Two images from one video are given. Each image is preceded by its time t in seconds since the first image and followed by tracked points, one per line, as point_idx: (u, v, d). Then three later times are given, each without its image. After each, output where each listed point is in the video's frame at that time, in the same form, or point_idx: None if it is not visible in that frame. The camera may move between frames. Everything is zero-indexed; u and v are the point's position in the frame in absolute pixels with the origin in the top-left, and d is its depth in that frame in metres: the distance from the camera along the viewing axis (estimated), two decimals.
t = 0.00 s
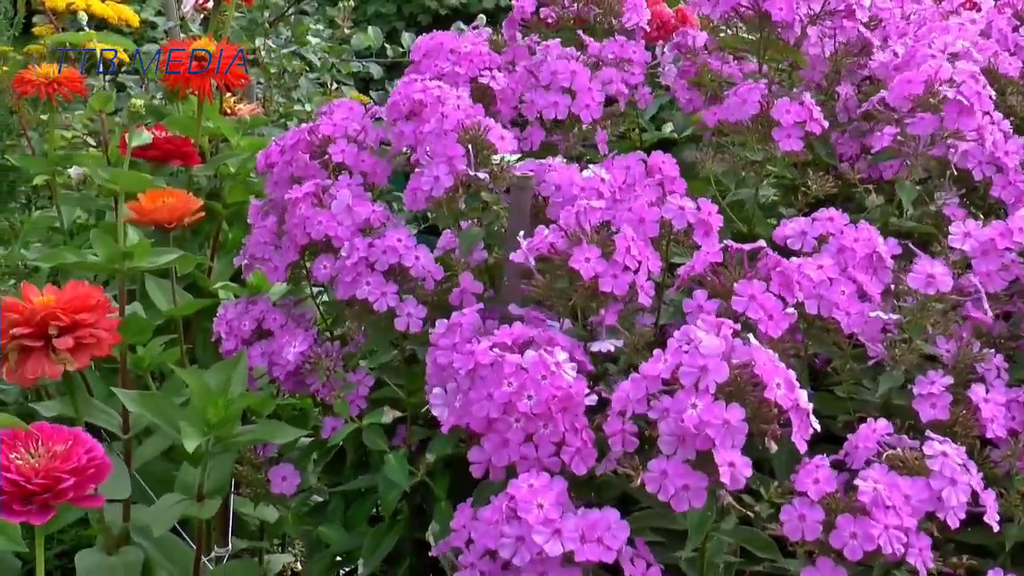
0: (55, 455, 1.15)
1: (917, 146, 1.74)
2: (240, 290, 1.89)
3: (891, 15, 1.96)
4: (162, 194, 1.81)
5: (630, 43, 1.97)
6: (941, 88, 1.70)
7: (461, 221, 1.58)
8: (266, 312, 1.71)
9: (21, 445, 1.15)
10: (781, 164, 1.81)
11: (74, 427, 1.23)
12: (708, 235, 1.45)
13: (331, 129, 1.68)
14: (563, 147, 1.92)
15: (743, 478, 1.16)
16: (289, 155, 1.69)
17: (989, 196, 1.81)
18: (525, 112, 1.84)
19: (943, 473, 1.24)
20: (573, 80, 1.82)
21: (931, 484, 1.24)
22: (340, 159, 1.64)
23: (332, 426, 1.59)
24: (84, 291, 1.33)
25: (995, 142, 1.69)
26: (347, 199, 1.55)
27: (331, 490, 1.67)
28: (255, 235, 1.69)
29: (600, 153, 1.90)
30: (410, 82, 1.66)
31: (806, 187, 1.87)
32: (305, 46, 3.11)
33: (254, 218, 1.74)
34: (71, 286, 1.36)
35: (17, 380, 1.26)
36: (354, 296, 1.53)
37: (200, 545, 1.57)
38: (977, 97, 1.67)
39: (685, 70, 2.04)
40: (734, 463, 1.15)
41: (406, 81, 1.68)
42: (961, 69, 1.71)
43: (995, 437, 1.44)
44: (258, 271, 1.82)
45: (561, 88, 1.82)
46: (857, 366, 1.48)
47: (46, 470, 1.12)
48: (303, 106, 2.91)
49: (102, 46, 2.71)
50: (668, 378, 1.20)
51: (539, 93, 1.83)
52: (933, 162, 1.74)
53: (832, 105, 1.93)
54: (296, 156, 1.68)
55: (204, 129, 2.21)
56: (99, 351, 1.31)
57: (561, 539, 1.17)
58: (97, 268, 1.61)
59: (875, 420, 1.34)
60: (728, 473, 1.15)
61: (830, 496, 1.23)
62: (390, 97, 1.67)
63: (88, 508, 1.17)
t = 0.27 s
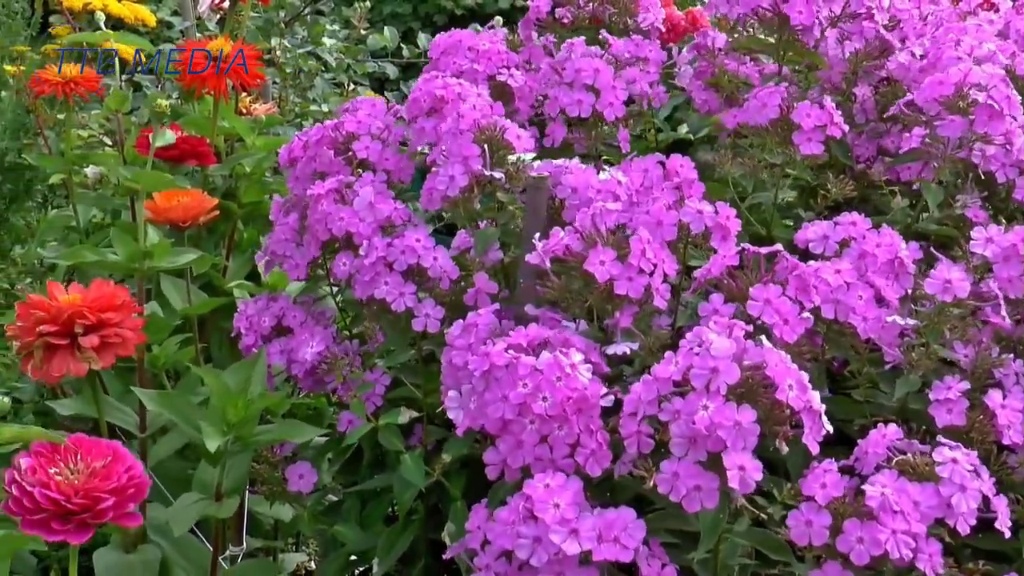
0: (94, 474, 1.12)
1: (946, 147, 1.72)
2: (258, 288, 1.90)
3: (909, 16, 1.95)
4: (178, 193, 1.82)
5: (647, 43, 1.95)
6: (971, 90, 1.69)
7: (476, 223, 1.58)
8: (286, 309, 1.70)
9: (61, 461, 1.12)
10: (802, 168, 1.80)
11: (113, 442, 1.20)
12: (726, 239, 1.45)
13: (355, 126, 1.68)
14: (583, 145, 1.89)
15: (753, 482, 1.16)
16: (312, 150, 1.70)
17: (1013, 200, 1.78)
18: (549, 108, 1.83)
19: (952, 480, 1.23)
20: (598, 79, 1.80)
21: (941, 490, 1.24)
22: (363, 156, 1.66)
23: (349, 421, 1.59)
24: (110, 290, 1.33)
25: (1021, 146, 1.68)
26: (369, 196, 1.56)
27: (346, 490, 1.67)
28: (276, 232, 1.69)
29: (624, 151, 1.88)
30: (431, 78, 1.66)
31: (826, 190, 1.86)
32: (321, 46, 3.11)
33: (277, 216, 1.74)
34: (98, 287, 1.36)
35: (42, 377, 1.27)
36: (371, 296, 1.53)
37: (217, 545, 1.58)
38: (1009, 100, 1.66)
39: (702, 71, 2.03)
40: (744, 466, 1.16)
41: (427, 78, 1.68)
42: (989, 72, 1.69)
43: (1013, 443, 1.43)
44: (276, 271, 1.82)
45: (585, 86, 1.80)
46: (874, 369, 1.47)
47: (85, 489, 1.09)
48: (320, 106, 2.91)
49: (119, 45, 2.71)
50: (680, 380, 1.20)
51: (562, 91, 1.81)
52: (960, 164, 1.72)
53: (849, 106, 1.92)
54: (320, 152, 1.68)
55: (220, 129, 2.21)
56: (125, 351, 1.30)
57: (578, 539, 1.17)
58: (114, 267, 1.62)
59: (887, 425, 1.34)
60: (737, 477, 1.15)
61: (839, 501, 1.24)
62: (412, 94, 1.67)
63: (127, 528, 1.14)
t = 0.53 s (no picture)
0: (89, 456, 1.11)
1: (957, 148, 1.72)
2: (272, 289, 1.91)
3: (924, 16, 1.95)
4: (193, 193, 1.83)
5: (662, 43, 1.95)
6: (982, 90, 1.68)
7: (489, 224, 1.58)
8: (297, 310, 1.71)
9: (56, 445, 1.11)
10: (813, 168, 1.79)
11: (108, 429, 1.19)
12: (736, 237, 1.45)
13: (368, 129, 1.67)
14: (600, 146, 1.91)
15: (762, 488, 1.14)
16: (325, 153, 1.69)
17: None
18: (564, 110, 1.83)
19: (969, 481, 1.23)
20: (612, 80, 1.79)
21: (958, 491, 1.23)
22: (376, 159, 1.65)
23: (360, 421, 1.58)
24: (116, 289, 1.34)
25: None
26: (378, 202, 1.55)
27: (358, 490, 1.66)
28: (289, 233, 1.69)
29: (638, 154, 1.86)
30: (452, 80, 1.67)
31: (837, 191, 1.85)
32: (334, 46, 3.11)
33: (289, 217, 1.73)
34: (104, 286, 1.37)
35: (48, 376, 1.27)
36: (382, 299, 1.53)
37: (228, 543, 1.57)
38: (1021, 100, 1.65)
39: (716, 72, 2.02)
40: (753, 473, 1.14)
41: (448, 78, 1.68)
42: (1001, 72, 1.68)
43: None
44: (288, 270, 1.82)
45: (600, 87, 1.80)
46: (886, 369, 1.47)
47: (80, 471, 1.08)
48: (333, 105, 2.91)
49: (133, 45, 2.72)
50: (691, 384, 1.20)
51: (578, 91, 1.81)
52: (973, 165, 1.71)
53: (863, 106, 1.91)
54: (332, 155, 1.69)
55: (234, 129, 2.21)
56: (132, 350, 1.30)
57: (579, 542, 1.17)
58: (126, 267, 1.62)
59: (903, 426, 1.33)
60: (745, 483, 1.13)
61: (852, 503, 1.23)
62: (434, 94, 1.67)
63: (122, 511, 1.12)
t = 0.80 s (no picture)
0: (91, 463, 1.10)
1: (972, 146, 1.71)
2: (285, 289, 1.92)
3: (937, 16, 1.95)
4: (207, 192, 1.82)
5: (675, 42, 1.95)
6: (998, 88, 1.68)
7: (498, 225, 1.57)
8: (308, 312, 1.71)
9: (59, 453, 1.10)
10: (820, 168, 1.78)
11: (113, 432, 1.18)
12: (737, 240, 1.46)
13: (375, 131, 1.66)
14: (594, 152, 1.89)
15: (753, 474, 1.14)
16: (332, 157, 1.71)
17: None
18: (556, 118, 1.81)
19: (973, 474, 1.23)
20: (602, 87, 1.77)
21: (962, 484, 1.23)
22: (382, 161, 1.64)
23: (373, 422, 1.59)
24: (137, 289, 1.34)
25: None
26: (383, 208, 1.54)
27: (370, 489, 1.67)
28: (298, 236, 1.69)
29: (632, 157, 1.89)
30: (438, 90, 1.62)
31: (846, 190, 1.84)
32: (350, 46, 3.12)
33: (297, 219, 1.74)
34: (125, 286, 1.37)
35: (70, 376, 1.28)
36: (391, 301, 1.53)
37: (243, 543, 1.57)
38: None
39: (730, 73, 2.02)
40: (743, 458, 1.14)
41: (435, 87, 1.65)
42: (1016, 71, 1.68)
43: None
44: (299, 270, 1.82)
45: (590, 94, 1.78)
46: (899, 370, 1.47)
47: (82, 479, 1.07)
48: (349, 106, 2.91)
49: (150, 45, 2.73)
50: (679, 374, 1.20)
51: (568, 99, 1.79)
52: (988, 164, 1.70)
53: (878, 106, 1.91)
54: (340, 157, 1.69)
55: (249, 130, 2.21)
56: (151, 350, 1.31)
57: (573, 547, 1.18)
58: (144, 265, 1.63)
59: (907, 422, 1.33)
60: (736, 467, 1.13)
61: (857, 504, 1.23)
62: (420, 105, 1.63)
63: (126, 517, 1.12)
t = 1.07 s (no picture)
0: (127, 466, 1.11)
1: (985, 151, 1.72)
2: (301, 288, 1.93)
3: (955, 16, 1.92)
4: (226, 191, 1.84)
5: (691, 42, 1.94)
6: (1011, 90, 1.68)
7: (514, 225, 1.57)
8: (323, 312, 1.72)
9: (95, 454, 1.11)
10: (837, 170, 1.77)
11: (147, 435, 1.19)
12: (761, 242, 1.44)
13: (389, 131, 1.66)
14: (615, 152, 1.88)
15: (790, 502, 1.14)
16: (346, 157, 1.71)
17: None
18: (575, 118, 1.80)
19: (1001, 491, 1.22)
20: (623, 87, 1.76)
21: (989, 501, 1.22)
22: (396, 162, 1.64)
23: (389, 423, 1.59)
24: (150, 286, 1.34)
25: None
26: (398, 209, 1.55)
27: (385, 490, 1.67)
28: (313, 236, 1.70)
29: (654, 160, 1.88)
30: (460, 90, 1.63)
31: (862, 192, 1.83)
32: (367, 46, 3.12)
33: (312, 220, 1.75)
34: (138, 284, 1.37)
35: (84, 372, 1.28)
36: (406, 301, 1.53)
37: (258, 541, 1.57)
38: None
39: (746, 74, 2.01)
40: (781, 487, 1.14)
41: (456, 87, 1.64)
42: None
43: None
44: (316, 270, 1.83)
45: (610, 94, 1.77)
46: (916, 373, 1.46)
47: (118, 482, 1.08)
48: (365, 105, 2.92)
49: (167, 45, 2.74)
50: (718, 397, 1.19)
51: (588, 99, 1.78)
52: (1002, 167, 1.71)
53: (894, 108, 1.90)
54: (354, 159, 1.70)
55: (265, 129, 2.22)
56: (164, 347, 1.31)
57: (604, 553, 1.18)
58: (161, 264, 1.65)
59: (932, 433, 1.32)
60: (773, 497, 1.13)
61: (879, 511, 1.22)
62: (440, 105, 1.63)
63: (160, 522, 1.12)
